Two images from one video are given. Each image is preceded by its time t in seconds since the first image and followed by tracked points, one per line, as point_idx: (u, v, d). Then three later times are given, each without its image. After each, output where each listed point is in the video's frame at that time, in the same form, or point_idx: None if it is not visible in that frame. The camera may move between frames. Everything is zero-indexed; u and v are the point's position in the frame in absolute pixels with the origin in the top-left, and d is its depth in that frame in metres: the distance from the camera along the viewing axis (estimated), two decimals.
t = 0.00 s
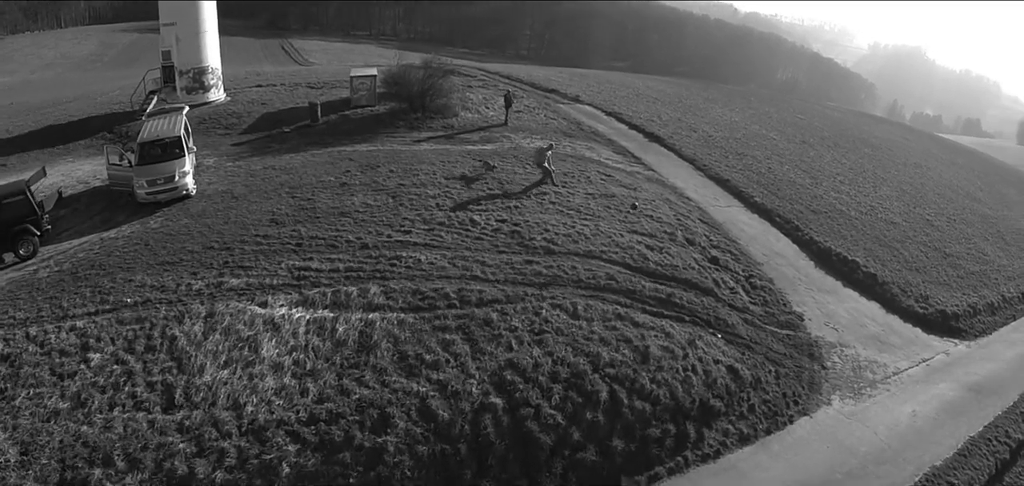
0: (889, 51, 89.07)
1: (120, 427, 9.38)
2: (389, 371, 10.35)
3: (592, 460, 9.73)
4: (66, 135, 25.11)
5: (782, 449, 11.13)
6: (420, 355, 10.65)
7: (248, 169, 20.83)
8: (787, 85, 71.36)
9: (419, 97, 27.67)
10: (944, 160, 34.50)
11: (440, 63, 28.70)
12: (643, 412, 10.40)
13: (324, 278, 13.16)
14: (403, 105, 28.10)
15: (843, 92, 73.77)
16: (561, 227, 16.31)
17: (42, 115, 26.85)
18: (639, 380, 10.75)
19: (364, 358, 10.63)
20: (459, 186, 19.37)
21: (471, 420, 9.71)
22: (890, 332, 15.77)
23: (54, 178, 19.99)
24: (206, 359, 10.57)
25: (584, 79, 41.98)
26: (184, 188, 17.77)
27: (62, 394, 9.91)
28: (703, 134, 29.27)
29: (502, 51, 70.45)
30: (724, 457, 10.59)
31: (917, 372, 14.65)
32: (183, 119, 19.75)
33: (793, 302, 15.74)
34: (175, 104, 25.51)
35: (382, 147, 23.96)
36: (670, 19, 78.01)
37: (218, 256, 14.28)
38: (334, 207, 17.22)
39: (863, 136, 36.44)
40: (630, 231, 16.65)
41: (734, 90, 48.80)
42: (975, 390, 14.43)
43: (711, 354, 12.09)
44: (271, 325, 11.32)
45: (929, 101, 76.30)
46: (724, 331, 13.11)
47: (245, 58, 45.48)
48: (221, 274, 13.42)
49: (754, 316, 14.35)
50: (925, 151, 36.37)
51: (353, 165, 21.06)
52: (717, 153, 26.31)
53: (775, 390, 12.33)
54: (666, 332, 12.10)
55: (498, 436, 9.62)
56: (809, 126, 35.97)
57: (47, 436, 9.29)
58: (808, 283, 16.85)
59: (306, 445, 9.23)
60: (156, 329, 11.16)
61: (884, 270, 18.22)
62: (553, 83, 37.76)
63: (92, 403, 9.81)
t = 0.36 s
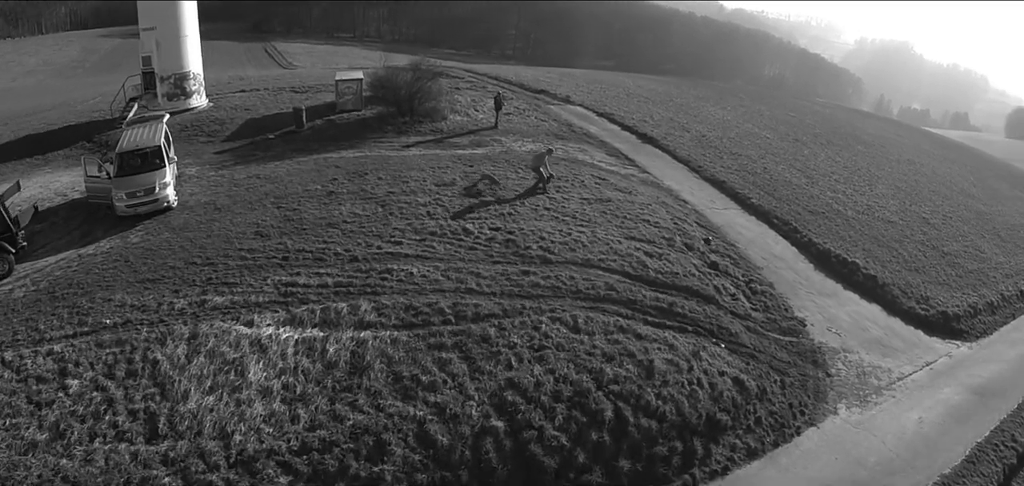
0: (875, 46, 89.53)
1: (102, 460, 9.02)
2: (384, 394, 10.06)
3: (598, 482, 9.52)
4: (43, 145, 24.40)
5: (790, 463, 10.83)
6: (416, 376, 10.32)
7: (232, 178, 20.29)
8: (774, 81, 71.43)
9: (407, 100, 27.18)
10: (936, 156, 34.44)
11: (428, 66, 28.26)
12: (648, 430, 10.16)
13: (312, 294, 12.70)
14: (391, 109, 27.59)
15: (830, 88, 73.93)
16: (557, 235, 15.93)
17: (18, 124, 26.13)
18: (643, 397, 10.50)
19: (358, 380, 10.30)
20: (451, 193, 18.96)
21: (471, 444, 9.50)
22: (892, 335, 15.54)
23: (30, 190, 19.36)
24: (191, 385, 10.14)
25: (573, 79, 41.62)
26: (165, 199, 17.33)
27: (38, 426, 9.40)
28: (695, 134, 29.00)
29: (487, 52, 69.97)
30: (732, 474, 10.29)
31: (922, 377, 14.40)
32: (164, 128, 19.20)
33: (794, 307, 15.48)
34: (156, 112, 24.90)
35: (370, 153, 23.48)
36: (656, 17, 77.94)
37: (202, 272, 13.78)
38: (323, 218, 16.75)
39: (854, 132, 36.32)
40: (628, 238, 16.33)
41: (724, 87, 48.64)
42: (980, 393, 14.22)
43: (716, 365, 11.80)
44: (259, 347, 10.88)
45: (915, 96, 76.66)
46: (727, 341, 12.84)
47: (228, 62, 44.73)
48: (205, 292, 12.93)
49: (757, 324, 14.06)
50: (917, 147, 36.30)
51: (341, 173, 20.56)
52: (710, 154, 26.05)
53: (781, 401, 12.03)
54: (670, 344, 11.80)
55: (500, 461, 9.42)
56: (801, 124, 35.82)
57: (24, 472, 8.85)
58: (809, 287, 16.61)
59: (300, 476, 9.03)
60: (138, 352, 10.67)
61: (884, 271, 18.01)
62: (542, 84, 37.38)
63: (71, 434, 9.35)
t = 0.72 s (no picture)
0: (858, 42, 90.00)
1: None
2: (379, 419, 9.84)
3: None
4: (18, 156, 23.66)
5: (798, 477, 10.50)
6: (411, 400, 10.11)
7: (213, 189, 19.73)
8: (757, 77, 71.70)
9: (393, 104, 26.71)
10: (925, 152, 34.46)
11: (413, 70, 27.97)
12: (655, 449, 9.95)
13: (299, 313, 12.27)
14: (376, 113, 27.09)
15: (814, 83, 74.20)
16: (552, 243, 15.57)
17: None
18: (649, 414, 10.33)
19: (352, 404, 10.09)
20: (440, 201, 18.55)
21: (472, 470, 9.28)
22: (893, 338, 15.35)
23: (4, 204, 18.67)
24: (175, 415, 9.77)
25: (560, 79, 41.31)
26: (143, 213, 16.72)
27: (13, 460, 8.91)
28: (686, 134, 28.78)
29: (471, 52, 69.43)
30: None
31: (925, 380, 14.16)
32: (142, 138, 18.63)
33: (794, 312, 15.25)
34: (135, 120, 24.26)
35: (356, 160, 23.00)
36: (640, 16, 77.98)
37: (185, 291, 13.28)
38: (311, 230, 16.28)
39: (843, 129, 36.29)
40: (624, 245, 16.02)
41: (711, 85, 48.58)
42: (982, 394, 14.00)
43: (720, 377, 11.64)
44: (245, 372, 10.47)
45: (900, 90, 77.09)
46: (729, 350, 12.68)
47: (209, 67, 43.93)
48: (187, 312, 12.45)
49: (757, 331, 13.82)
50: (905, 143, 36.32)
51: (327, 182, 20.07)
52: (702, 154, 25.82)
53: (786, 411, 11.76)
54: (673, 358, 11.67)
55: None
56: (790, 122, 35.75)
57: None
58: (808, 290, 16.40)
59: None
60: (117, 379, 10.17)
61: (881, 272, 17.85)
62: (529, 85, 37.02)
63: (49, 470, 8.92)
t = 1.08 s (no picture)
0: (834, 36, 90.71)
1: None
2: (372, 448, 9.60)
3: None
4: None
5: None
6: (403, 426, 9.83)
7: (190, 200, 19.11)
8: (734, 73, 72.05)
9: (373, 109, 26.15)
10: (907, 146, 34.64)
11: (393, 73, 27.38)
12: (659, 468, 9.87)
13: (282, 334, 11.78)
14: (356, 118, 26.53)
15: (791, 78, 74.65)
16: (542, 251, 15.22)
17: None
18: (651, 433, 10.20)
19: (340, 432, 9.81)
20: (426, 209, 18.13)
21: None
22: (889, 340, 15.23)
23: None
24: (156, 450, 9.46)
25: (541, 79, 40.97)
26: (118, 228, 16.03)
27: None
28: (671, 134, 28.60)
29: (448, 53, 68.86)
30: None
31: (922, 382, 14.01)
32: (114, 149, 17.99)
33: (789, 315, 15.07)
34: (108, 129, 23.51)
35: (337, 167, 22.45)
36: (618, 13, 77.90)
37: (162, 311, 12.73)
38: (293, 243, 15.77)
39: (826, 125, 36.37)
40: (616, 252, 15.71)
41: (691, 83, 48.56)
42: (980, 395, 13.87)
43: (720, 389, 11.41)
44: (229, 401, 10.11)
45: (876, 84, 77.81)
46: (727, 359, 12.43)
47: (182, 71, 42.96)
48: (164, 334, 11.91)
49: (754, 337, 13.60)
50: (887, 138, 36.50)
51: (308, 191, 19.51)
52: (688, 154, 25.64)
53: (787, 420, 11.53)
54: (672, 371, 11.44)
55: None
56: (773, 118, 35.77)
57: None
58: (802, 293, 16.24)
59: None
60: (93, 410, 9.69)
61: (873, 272, 17.74)
62: (511, 86, 36.63)
63: None
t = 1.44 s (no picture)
0: (800, 31, 91.94)
1: None
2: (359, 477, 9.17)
3: None
4: None
5: None
6: (392, 454, 9.43)
7: (159, 215, 18.40)
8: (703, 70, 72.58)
9: (344, 115, 25.52)
10: (878, 140, 35.03)
11: (365, 78, 26.76)
12: None
13: (260, 357, 11.27)
14: (328, 124, 25.89)
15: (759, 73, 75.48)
16: (526, 261, 14.88)
17: None
18: (648, 450, 9.99)
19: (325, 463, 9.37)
20: (405, 219, 17.67)
21: None
22: (876, 339, 15.20)
23: None
24: None
25: (513, 80, 40.65)
26: (85, 246, 15.25)
27: None
28: (648, 133, 28.47)
29: (417, 55, 68.19)
30: None
31: (912, 381, 13.99)
32: (79, 163, 17.24)
33: (777, 318, 14.95)
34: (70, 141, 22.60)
35: (310, 176, 21.85)
36: (587, 13, 78.08)
37: (132, 335, 12.11)
38: (268, 258, 15.21)
39: (799, 120, 36.62)
40: (600, 259, 15.44)
41: (663, 81, 48.65)
42: (968, 391, 13.89)
43: (714, 400, 11.22)
44: (207, 433, 9.61)
45: (843, 77, 78.95)
46: (718, 367, 12.24)
47: (145, 78, 41.76)
48: (134, 360, 11.31)
49: (743, 342, 13.44)
50: (858, 131, 36.89)
51: (281, 203, 18.90)
52: (665, 153, 25.52)
53: (782, 428, 11.36)
54: (665, 384, 11.22)
55: None
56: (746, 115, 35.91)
57: None
58: (788, 294, 16.16)
59: None
60: (63, 447, 9.18)
61: (856, 269, 17.73)
62: (484, 88, 36.25)
63: None
